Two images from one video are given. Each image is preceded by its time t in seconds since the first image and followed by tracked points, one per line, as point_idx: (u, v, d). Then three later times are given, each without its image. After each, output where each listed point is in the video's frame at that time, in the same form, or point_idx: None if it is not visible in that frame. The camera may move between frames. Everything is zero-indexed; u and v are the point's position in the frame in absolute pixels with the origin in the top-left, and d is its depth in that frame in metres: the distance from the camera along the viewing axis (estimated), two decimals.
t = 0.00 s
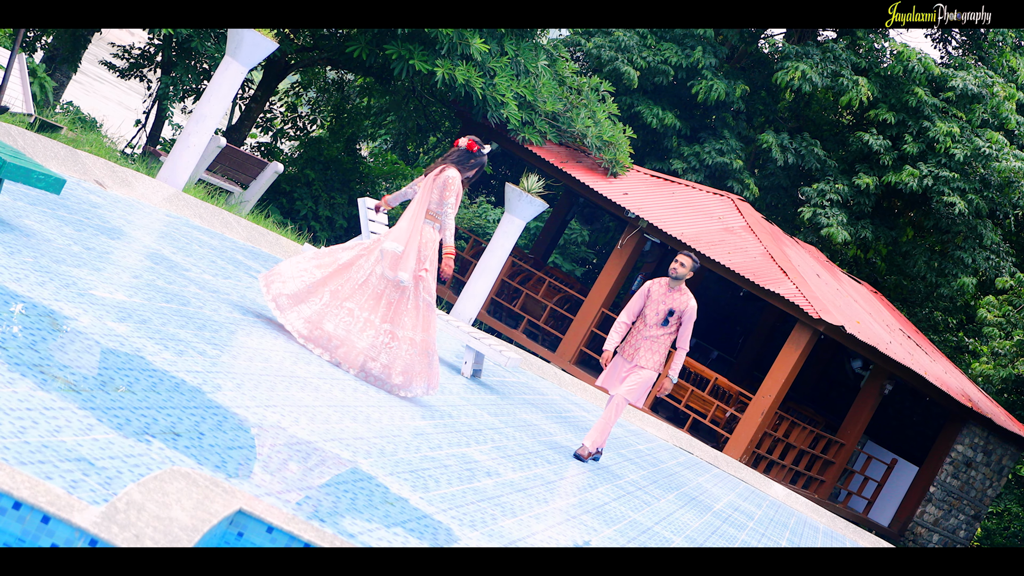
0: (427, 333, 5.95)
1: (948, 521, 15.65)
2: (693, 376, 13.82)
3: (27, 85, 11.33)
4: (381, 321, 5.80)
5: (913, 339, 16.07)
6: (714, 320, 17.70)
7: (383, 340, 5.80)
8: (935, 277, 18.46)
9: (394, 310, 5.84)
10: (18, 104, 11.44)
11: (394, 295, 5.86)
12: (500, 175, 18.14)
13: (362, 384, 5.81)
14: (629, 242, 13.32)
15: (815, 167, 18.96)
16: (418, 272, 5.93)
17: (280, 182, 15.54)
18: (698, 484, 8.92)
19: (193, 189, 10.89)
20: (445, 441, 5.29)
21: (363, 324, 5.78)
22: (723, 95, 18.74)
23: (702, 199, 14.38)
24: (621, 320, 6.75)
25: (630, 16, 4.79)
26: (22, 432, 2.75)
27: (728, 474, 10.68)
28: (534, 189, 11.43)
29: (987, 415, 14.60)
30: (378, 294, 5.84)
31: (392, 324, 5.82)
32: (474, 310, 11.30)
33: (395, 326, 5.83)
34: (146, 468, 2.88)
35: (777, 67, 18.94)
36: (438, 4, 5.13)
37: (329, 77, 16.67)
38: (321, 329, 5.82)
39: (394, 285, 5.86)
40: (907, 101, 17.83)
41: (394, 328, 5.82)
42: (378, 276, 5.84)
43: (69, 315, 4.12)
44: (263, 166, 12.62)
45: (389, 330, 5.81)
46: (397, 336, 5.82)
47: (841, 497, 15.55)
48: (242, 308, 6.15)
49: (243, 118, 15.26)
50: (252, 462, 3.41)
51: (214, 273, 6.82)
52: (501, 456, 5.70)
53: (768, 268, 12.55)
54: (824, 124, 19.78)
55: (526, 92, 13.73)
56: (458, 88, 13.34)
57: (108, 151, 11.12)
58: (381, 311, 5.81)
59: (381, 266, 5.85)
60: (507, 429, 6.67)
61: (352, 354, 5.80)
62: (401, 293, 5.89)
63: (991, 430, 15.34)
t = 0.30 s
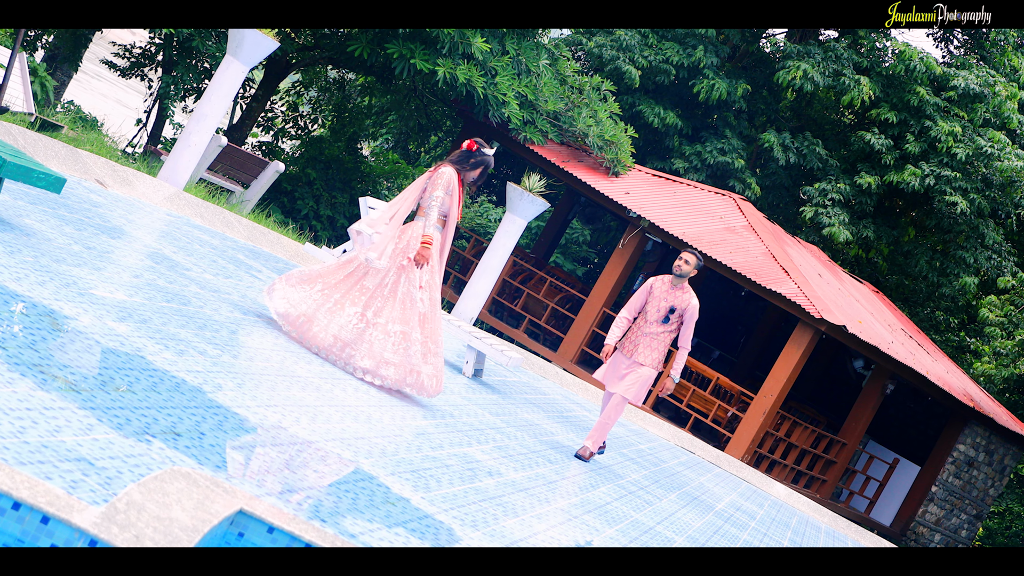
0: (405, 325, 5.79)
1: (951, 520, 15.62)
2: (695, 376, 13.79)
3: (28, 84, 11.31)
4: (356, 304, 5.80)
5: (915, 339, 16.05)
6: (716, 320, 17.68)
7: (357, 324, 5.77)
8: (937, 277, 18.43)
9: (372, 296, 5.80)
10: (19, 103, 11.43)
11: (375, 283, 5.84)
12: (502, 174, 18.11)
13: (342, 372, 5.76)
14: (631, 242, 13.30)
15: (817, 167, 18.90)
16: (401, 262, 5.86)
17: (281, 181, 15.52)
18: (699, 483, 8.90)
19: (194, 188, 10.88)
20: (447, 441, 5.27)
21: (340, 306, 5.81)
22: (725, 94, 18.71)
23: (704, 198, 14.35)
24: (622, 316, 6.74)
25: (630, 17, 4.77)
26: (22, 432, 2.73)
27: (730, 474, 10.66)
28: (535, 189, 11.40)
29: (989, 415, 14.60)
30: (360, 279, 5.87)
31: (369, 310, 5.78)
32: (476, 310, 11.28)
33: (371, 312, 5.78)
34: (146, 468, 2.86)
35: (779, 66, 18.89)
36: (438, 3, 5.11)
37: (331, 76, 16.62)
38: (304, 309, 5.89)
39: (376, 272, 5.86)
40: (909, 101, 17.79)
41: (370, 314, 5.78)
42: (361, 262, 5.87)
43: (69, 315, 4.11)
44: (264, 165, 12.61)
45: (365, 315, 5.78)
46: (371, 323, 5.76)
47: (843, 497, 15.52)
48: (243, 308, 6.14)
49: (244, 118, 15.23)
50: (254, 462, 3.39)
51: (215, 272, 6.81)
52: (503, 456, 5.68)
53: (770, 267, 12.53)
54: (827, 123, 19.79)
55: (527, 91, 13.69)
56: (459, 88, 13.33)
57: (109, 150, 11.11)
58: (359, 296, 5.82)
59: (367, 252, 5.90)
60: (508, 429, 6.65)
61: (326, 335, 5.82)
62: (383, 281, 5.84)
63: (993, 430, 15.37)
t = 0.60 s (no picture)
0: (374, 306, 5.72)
1: (953, 519, 15.57)
2: (697, 374, 13.77)
3: (29, 82, 11.29)
4: (332, 285, 5.88)
5: (917, 338, 16.02)
6: (718, 318, 17.67)
7: (329, 303, 5.79)
8: (939, 275, 18.39)
9: (349, 279, 5.86)
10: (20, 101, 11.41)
11: (355, 268, 5.92)
12: (503, 172, 18.09)
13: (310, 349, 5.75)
14: (632, 240, 13.28)
15: (820, 165, 18.84)
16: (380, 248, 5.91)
17: (283, 179, 15.50)
18: (701, 483, 8.88)
19: (196, 186, 10.85)
20: (448, 441, 5.26)
21: (319, 288, 5.89)
22: (727, 92, 18.69)
23: (706, 197, 14.31)
24: (622, 311, 6.75)
25: (630, 16, 4.73)
26: (20, 432, 2.71)
27: (732, 473, 10.63)
28: (537, 187, 11.36)
29: (990, 414, 14.58)
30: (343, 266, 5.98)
31: (344, 291, 5.82)
32: (478, 308, 11.24)
33: (344, 292, 5.81)
34: (146, 469, 2.84)
35: (781, 64, 18.85)
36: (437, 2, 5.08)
37: (332, 74, 16.56)
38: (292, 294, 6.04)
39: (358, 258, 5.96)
40: (911, 99, 17.74)
41: (344, 295, 5.80)
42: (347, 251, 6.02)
43: (69, 314, 4.09)
44: (266, 164, 12.60)
45: (339, 296, 5.81)
46: (343, 302, 5.76)
47: (844, 496, 15.49)
48: (244, 307, 6.12)
49: (246, 116, 15.20)
50: (256, 462, 3.38)
51: (216, 271, 6.80)
52: (504, 455, 5.66)
53: (773, 266, 12.49)
54: (829, 121, 19.62)
55: (529, 90, 13.64)
56: (461, 86, 13.31)
57: (110, 149, 11.09)
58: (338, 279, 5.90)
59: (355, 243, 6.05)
60: (510, 428, 6.63)
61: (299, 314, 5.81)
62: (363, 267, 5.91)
63: (995, 429, 15.36)
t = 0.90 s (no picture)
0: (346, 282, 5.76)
1: (955, 519, 15.53)
2: (698, 374, 13.75)
3: (30, 81, 11.27)
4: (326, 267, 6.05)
5: (919, 337, 16.00)
6: (719, 318, 17.64)
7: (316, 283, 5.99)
8: (941, 275, 18.35)
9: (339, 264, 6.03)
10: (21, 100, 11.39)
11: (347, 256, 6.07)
12: (505, 172, 18.07)
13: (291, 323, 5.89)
14: (634, 240, 13.26)
15: (822, 165, 18.80)
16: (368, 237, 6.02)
17: (284, 178, 15.49)
18: (703, 483, 8.86)
19: (196, 186, 10.84)
20: (450, 442, 5.24)
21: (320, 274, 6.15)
22: (729, 92, 18.66)
23: (707, 197, 14.28)
24: (623, 310, 6.75)
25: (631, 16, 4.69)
26: (19, 434, 2.70)
27: (734, 473, 10.61)
28: (538, 187, 11.34)
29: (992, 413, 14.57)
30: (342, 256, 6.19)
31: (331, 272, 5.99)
32: (479, 308, 11.22)
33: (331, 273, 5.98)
34: (146, 471, 2.83)
35: (783, 64, 18.81)
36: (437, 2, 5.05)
37: (333, 73, 16.52)
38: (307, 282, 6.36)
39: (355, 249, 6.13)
40: (913, 98, 17.70)
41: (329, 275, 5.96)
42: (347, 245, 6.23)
43: (69, 315, 4.07)
44: (267, 163, 12.60)
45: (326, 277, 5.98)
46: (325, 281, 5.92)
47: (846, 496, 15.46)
48: (245, 307, 6.10)
49: (247, 115, 15.17)
50: (257, 464, 3.36)
51: (217, 271, 6.78)
52: (506, 456, 5.65)
53: (775, 266, 12.46)
54: (831, 121, 19.57)
55: (530, 89, 13.62)
56: (462, 85, 13.29)
57: (111, 148, 11.07)
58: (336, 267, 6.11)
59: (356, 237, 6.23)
60: (511, 428, 6.62)
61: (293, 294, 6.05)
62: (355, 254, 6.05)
63: (997, 428, 15.33)
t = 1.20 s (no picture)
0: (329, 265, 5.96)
1: (957, 520, 15.50)
2: (700, 374, 13.72)
3: (31, 81, 11.25)
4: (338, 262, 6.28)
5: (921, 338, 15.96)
6: (721, 318, 17.61)
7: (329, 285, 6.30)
8: (944, 275, 18.31)
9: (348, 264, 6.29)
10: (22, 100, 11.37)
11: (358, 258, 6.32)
12: (507, 172, 18.05)
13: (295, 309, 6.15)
14: (636, 240, 13.24)
15: (824, 165, 18.78)
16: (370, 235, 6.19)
17: (285, 178, 15.47)
18: (706, 484, 8.83)
19: (198, 185, 10.82)
20: (452, 444, 5.21)
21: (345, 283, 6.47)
22: (731, 91, 18.62)
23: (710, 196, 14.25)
24: (621, 311, 6.73)
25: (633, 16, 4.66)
26: (18, 438, 2.67)
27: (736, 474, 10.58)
28: (541, 187, 11.26)
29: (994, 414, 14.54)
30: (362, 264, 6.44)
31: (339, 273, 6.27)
32: (480, 308, 11.17)
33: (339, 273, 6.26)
34: (146, 475, 2.81)
35: (785, 64, 18.76)
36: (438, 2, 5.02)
37: (335, 73, 16.48)
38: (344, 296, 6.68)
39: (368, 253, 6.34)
40: (916, 98, 17.66)
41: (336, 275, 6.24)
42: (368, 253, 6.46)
43: (70, 317, 4.05)
44: (269, 162, 12.58)
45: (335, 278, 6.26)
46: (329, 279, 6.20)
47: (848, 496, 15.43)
48: (246, 308, 6.08)
49: (248, 115, 15.14)
50: (258, 467, 3.34)
51: (218, 272, 6.76)
52: (508, 458, 5.63)
53: (777, 266, 12.43)
54: (833, 120, 19.59)
55: (532, 89, 13.60)
56: (464, 85, 13.26)
57: (112, 148, 11.05)
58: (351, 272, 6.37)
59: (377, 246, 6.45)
60: (513, 430, 6.59)
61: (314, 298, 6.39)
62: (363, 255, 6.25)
63: (1000, 429, 15.30)
